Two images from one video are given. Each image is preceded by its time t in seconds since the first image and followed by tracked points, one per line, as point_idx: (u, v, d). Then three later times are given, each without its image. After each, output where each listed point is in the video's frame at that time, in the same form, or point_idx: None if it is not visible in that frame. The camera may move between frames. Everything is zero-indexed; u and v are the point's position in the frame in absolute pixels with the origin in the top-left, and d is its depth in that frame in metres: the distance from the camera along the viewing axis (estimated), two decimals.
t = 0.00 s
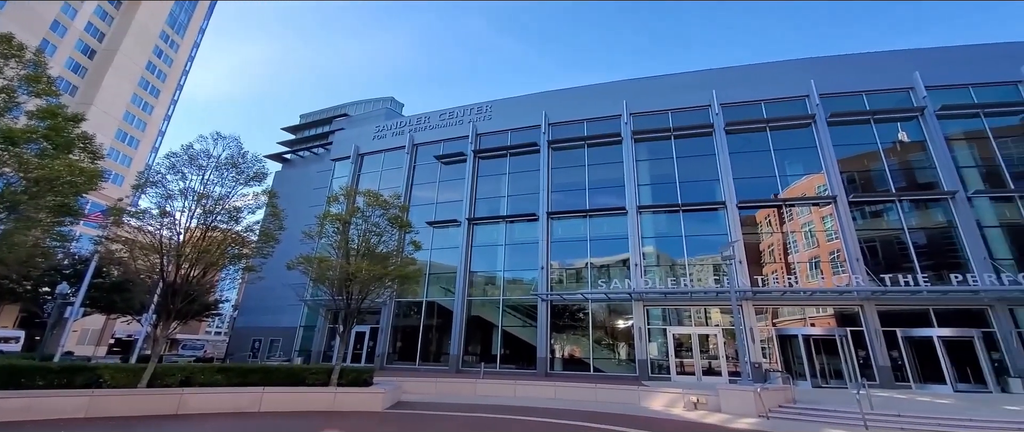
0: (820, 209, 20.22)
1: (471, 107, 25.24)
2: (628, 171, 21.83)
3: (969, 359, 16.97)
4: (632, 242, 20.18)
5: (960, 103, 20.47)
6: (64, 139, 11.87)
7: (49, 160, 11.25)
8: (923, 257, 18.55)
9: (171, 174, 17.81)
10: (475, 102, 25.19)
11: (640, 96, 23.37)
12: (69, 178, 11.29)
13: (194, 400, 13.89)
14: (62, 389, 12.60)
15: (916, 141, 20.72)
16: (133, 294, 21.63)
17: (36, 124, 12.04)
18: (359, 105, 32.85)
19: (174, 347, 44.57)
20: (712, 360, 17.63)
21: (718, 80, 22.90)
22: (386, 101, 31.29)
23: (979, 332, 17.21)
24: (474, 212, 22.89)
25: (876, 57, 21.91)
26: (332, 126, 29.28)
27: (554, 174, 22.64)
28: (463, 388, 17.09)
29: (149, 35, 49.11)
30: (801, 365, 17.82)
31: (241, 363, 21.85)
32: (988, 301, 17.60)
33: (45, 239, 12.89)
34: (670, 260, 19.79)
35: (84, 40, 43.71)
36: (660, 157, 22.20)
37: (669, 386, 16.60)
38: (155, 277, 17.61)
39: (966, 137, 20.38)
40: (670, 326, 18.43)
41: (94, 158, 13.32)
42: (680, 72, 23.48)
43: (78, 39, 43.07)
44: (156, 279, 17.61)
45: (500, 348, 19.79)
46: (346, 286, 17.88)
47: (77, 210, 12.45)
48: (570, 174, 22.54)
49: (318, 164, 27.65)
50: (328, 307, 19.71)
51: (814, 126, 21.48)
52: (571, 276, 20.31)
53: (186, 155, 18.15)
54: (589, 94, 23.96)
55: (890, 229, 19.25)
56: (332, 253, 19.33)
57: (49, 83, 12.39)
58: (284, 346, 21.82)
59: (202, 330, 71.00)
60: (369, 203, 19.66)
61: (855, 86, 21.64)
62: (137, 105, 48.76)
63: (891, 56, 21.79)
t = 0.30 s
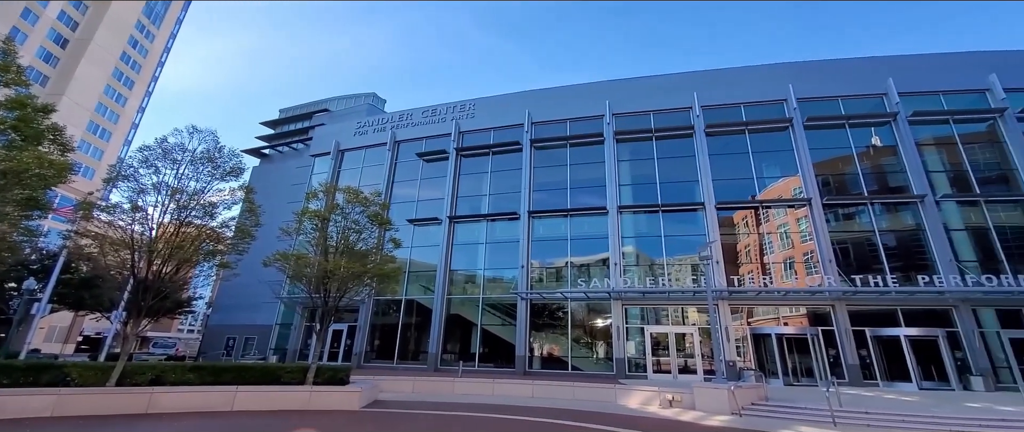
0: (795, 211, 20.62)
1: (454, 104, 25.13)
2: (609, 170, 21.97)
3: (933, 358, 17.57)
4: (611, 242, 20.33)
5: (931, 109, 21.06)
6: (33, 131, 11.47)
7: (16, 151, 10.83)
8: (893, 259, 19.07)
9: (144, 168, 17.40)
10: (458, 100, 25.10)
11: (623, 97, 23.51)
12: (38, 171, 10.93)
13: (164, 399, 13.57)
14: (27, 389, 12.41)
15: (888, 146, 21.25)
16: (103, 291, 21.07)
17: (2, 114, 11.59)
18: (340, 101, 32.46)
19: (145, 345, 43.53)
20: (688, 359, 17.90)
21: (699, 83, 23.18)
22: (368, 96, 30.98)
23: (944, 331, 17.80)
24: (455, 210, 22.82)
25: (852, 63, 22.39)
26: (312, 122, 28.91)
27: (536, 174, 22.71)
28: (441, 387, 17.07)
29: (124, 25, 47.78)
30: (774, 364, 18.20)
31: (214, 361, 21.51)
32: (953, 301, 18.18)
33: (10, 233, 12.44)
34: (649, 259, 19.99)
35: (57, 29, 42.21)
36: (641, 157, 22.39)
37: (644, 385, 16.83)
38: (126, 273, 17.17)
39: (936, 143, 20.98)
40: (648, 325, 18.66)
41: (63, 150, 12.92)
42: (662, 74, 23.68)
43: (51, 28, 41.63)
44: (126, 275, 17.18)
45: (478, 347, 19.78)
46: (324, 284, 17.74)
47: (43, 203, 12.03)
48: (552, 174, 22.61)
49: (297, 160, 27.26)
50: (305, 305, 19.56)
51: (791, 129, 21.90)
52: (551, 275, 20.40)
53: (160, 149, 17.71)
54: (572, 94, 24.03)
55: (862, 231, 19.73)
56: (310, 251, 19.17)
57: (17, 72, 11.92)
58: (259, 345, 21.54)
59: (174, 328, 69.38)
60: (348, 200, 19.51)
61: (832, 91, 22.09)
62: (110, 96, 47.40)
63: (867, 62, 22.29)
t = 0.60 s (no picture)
0: (770, 212, 21.01)
1: (436, 102, 25.00)
2: (590, 170, 22.09)
3: (898, 356, 18.16)
4: (590, 241, 20.48)
5: (901, 114, 21.66)
6: None
7: None
8: (862, 260, 19.59)
9: (114, 161, 16.93)
10: (440, 97, 24.97)
11: (604, 97, 23.64)
12: (4, 163, 10.51)
13: (132, 399, 13.28)
14: None
15: (860, 150, 21.79)
16: (70, 288, 20.47)
17: None
18: (320, 96, 32.04)
19: (113, 343, 42.42)
20: (663, 357, 18.17)
21: (679, 85, 23.45)
22: (348, 92, 30.62)
23: (909, 330, 18.39)
24: (435, 208, 22.70)
25: (827, 68, 22.90)
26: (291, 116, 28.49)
27: (516, 172, 22.73)
28: (417, 385, 17.01)
29: (96, 13, 46.26)
30: (746, 361, 18.59)
31: (185, 359, 21.12)
32: (918, 301, 18.78)
33: None
34: (627, 258, 20.19)
35: (25, 16, 40.62)
36: (621, 158, 22.56)
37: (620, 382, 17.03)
38: (93, 270, 16.68)
39: (905, 147, 21.60)
40: (625, 323, 18.86)
41: (31, 142, 12.50)
42: (644, 75, 23.86)
43: (19, 15, 40.07)
44: (94, 271, 16.68)
45: (456, 345, 19.75)
46: (299, 281, 17.56)
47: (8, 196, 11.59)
48: (532, 172, 22.66)
49: (274, 155, 26.80)
50: (280, 302, 19.42)
51: (767, 132, 22.30)
52: (530, 274, 20.46)
53: (130, 142, 17.22)
54: (554, 94, 24.08)
55: (833, 233, 20.23)
56: (286, 247, 18.97)
57: None
58: (232, 343, 21.24)
59: (145, 325, 67.64)
60: (326, 197, 19.34)
61: (807, 95, 22.56)
62: (79, 86, 45.91)
63: (841, 67, 22.82)
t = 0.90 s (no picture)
0: (746, 213, 21.38)
1: (417, 98, 24.82)
2: (570, 169, 22.20)
3: (866, 354, 18.70)
4: (569, 240, 20.60)
5: (872, 119, 22.23)
6: None
7: None
8: (833, 260, 20.10)
9: (83, 154, 16.44)
10: (421, 94, 24.79)
11: (586, 97, 23.75)
12: None
13: (100, 398, 13.00)
14: None
15: (833, 153, 22.30)
16: (35, 284, 19.83)
17: None
18: (299, 91, 31.57)
19: (79, 341, 41.13)
20: (640, 355, 18.41)
21: (659, 86, 23.67)
22: (328, 87, 30.20)
23: (876, 329, 18.93)
24: (415, 205, 22.55)
25: (803, 72, 23.38)
26: (268, 112, 28.02)
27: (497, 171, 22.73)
28: (394, 383, 16.94)
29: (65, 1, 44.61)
30: (720, 359, 18.96)
31: (154, 358, 20.71)
32: (885, 301, 19.35)
33: None
34: (606, 258, 20.37)
35: None
36: (602, 157, 22.71)
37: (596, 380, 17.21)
38: (59, 267, 16.14)
39: (876, 151, 22.18)
40: (603, 322, 19.06)
41: None
42: (625, 76, 24.02)
43: None
44: (60, 269, 16.17)
45: (434, 344, 19.69)
46: (275, 279, 17.34)
47: None
48: (513, 171, 22.68)
49: (251, 150, 26.30)
50: (254, 300, 19.25)
51: (744, 134, 22.67)
52: (510, 272, 20.50)
53: (100, 135, 16.74)
54: (536, 92, 24.09)
55: (806, 234, 20.71)
56: (261, 245, 18.74)
57: None
58: (203, 341, 20.92)
59: (112, 324, 65.62)
60: (303, 193, 19.11)
61: (783, 98, 23.00)
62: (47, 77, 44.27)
63: (816, 72, 23.32)
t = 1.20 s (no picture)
0: (724, 213, 21.71)
1: (399, 95, 24.61)
2: (552, 168, 22.27)
3: (836, 352, 19.21)
4: (550, 239, 20.69)
5: (846, 123, 22.76)
6: None
7: None
8: (807, 260, 20.56)
9: (52, 147, 15.93)
10: (403, 91, 24.60)
11: (569, 96, 23.83)
12: None
13: (67, 397, 12.70)
14: None
15: (808, 156, 22.77)
16: None
17: None
18: (278, 86, 31.11)
19: (45, 339, 39.86)
20: (618, 353, 18.63)
21: (641, 87, 23.87)
22: (308, 82, 29.82)
23: (847, 327, 19.46)
24: (395, 203, 22.39)
25: (781, 75, 23.79)
26: (246, 106, 27.55)
27: (479, 169, 22.69)
28: (371, 382, 16.84)
29: None
30: (696, 357, 19.29)
31: (124, 357, 20.41)
32: (855, 300, 19.89)
33: None
34: (586, 257, 20.51)
35: None
36: (583, 157, 22.82)
37: (574, 378, 17.35)
38: (26, 263, 15.67)
39: (850, 154, 22.72)
40: (582, 320, 19.22)
41: None
42: (607, 76, 24.16)
43: None
44: (26, 265, 15.69)
45: (413, 342, 19.62)
46: (250, 276, 17.08)
47: None
48: (495, 169, 22.67)
49: (228, 145, 25.81)
50: (229, 298, 19.00)
51: (723, 136, 23.01)
52: (490, 271, 20.51)
53: (70, 127, 16.25)
54: (519, 91, 24.08)
55: (782, 234, 21.13)
56: (237, 241, 18.44)
57: None
58: (175, 340, 20.70)
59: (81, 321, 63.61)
60: (281, 189, 18.83)
61: (762, 101, 23.39)
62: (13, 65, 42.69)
63: (794, 76, 23.75)
